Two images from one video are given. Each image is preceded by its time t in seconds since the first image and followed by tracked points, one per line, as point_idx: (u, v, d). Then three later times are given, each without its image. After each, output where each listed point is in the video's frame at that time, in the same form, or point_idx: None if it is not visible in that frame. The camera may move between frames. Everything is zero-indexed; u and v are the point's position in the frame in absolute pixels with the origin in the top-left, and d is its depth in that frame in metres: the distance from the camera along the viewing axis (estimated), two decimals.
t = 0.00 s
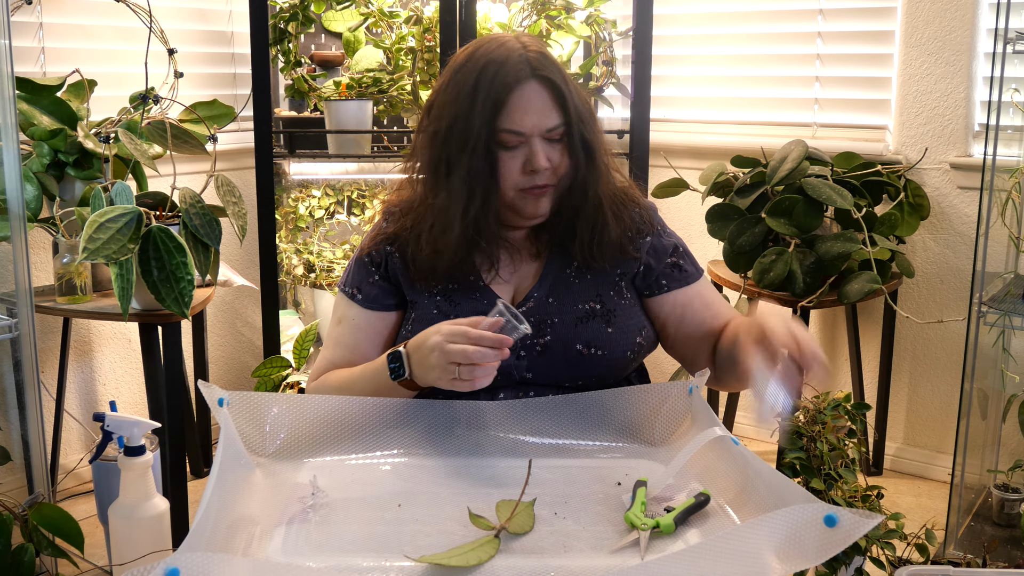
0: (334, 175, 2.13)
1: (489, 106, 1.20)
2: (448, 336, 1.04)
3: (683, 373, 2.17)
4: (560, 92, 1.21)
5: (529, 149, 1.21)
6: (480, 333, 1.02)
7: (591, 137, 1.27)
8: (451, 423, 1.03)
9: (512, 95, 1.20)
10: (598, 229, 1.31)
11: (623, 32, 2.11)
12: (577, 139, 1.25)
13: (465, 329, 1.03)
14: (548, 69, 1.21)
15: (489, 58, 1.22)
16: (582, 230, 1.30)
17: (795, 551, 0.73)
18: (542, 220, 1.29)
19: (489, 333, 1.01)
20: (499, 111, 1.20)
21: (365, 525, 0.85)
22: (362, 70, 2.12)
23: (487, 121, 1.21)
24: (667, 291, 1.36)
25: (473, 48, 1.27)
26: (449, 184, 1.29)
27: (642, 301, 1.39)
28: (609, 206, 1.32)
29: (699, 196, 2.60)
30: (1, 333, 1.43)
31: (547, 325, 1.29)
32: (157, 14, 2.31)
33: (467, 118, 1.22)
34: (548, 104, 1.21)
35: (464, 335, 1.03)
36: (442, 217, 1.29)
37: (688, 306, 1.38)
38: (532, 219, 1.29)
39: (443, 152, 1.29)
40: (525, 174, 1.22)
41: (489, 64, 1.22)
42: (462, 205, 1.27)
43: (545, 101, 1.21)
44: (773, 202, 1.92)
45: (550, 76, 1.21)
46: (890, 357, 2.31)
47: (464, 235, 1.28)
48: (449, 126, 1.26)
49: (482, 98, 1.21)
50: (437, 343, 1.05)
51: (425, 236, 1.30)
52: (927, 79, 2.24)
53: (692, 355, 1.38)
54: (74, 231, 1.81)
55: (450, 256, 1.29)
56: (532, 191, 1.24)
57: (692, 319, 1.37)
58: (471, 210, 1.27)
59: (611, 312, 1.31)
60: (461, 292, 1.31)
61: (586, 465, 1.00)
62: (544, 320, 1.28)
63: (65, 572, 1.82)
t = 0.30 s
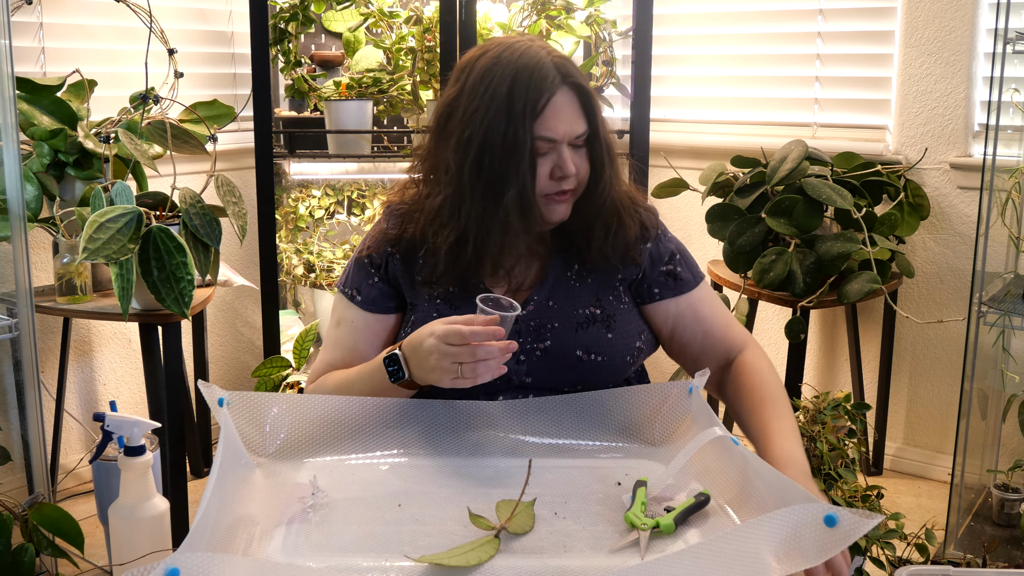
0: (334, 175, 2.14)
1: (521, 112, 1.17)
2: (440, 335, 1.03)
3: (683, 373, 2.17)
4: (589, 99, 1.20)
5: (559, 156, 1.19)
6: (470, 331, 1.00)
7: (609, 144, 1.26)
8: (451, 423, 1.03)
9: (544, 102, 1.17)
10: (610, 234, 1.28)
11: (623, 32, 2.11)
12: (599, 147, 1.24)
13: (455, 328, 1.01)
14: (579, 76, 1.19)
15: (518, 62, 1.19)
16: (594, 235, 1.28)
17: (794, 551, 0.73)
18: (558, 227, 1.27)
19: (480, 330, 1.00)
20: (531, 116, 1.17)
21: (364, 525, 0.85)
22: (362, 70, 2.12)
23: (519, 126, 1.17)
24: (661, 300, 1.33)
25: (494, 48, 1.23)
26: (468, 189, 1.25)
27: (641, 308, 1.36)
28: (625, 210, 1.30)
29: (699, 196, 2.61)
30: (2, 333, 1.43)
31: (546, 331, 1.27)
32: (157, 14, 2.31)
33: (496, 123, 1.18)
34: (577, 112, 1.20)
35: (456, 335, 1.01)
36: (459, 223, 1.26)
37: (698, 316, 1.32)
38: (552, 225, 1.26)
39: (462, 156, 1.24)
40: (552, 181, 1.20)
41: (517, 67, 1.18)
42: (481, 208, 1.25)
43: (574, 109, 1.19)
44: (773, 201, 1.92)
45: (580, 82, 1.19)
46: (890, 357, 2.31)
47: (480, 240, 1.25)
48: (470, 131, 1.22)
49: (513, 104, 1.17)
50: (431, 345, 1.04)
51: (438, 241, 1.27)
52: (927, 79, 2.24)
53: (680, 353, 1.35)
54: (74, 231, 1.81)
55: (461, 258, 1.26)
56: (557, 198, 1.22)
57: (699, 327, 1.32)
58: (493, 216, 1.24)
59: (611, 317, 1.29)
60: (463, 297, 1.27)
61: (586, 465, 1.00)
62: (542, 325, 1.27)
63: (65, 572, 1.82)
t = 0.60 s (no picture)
0: (334, 175, 2.14)
1: (541, 111, 1.17)
2: (443, 338, 1.03)
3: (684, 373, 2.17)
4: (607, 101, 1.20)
5: (576, 156, 1.19)
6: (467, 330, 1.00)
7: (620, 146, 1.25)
8: (452, 423, 1.03)
9: (564, 102, 1.17)
10: (621, 236, 1.28)
11: (623, 32, 2.11)
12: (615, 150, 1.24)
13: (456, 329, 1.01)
14: (598, 77, 1.19)
15: (537, 61, 1.19)
16: (605, 238, 1.28)
17: (794, 551, 0.73)
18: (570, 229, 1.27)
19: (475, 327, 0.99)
20: (551, 116, 1.17)
21: (364, 525, 0.84)
22: (362, 69, 2.12)
23: (539, 126, 1.17)
24: (662, 308, 1.32)
25: (512, 47, 1.22)
26: (483, 188, 1.24)
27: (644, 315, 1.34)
28: (637, 213, 1.30)
29: (699, 196, 2.61)
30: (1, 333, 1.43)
31: (550, 337, 1.25)
32: (157, 14, 2.31)
33: (515, 122, 1.18)
34: (595, 113, 1.20)
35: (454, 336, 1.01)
36: (472, 222, 1.26)
37: (698, 328, 1.31)
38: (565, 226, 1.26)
39: (478, 155, 1.24)
40: (569, 181, 1.20)
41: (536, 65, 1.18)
42: (497, 208, 1.25)
43: (592, 109, 1.19)
44: (773, 202, 1.92)
45: (599, 83, 1.19)
46: (890, 357, 2.31)
47: (492, 240, 1.25)
48: (487, 130, 1.22)
49: (533, 102, 1.17)
50: (433, 347, 1.04)
51: (450, 241, 1.26)
52: (927, 79, 2.24)
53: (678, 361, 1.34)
54: (74, 231, 1.81)
55: (470, 259, 1.25)
56: (572, 198, 1.22)
57: (700, 339, 1.30)
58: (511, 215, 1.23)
59: (615, 324, 1.27)
60: (466, 298, 1.26)
61: (586, 465, 1.00)
62: (546, 331, 1.25)
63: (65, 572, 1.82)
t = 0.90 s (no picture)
0: (334, 174, 2.14)
1: (558, 113, 1.16)
2: (455, 335, 1.03)
3: (684, 373, 2.17)
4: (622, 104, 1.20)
5: (592, 158, 1.19)
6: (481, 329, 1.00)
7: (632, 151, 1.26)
8: (453, 424, 1.03)
9: (581, 104, 1.17)
10: (632, 239, 1.28)
11: (623, 32, 2.12)
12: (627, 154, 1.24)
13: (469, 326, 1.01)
14: (614, 80, 1.20)
15: (554, 63, 1.18)
16: (617, 241, 1.27)
17: (794, 551, 0.73)
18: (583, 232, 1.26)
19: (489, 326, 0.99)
20: (568, 117, 1.17)
21: (365, 525, 0.85)
22: (362, 69, 2.09)
23: (556, 127, 1.17)
24: (680, 307, 1.31)
25: (528, 48, 1.22)
26: (498, 189, 1.23)
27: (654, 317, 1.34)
28: (650, 217, 1.30)
29: (699, 196, 2.61)
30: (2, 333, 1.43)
31: (560, 339, 1.25)
32: (157, 14, 2.31)
33: (532, 123, 1.18)
34: (610, 115, 1.20)
35: (467, 333, 1.01)
36: (486, 222, 1.24)
37: (714, 321, 1.30)
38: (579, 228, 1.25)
39: (494, 156, 1.23)
40: (584, 182, 1.20)
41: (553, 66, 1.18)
42: (512, 208, 1.24)
43: (608, 112, 1.19)
44: (773, 202, 1.92)
45: (616, 86, 1.20)
46: (890, 357, 2.31)
47: (507, 241, 1.24)
48: (502, 131, 1.21)
49: (551, 103, 1.17)
50: (446, 344, 1.04)
51: (463, 242, 1.25)
52: (927, 79, 2.24)
53: (693, 357, 1.33)
54: (74, 231, 1.81)
55: (482, 259, 1.25)
56: (586, 200, 1.22)
57: (716, 331, 1.30)
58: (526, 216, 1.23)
59: (626, 327, 1.27)
60: (476, 299, 1.26)
61: (586, 465, 1.00)
62: (556, 333, 1.25)
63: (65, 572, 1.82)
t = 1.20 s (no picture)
0: (334, 175, 2.15)
1: (594, 116, 1.11)
2: (458, 317, 1.00)
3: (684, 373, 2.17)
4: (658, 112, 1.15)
5: (625, 164, 1.12)
6: (483, 305, 0.97)
7: (664, 162, 1.20)
8: (452, 423, 1.03)
9: (617, 108, 1.12)
10: (660, 250, 1.22)
11: (623, 32, 2.11)
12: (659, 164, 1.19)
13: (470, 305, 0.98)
14: (652, 87, 1.14)
15: (592, 66, 1.14)
16: (645, 252, 1.22)
17: (794, 551, 0.73)
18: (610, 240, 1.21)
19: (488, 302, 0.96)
20: (604, 121, 1.11)
21: (365, 525, 0.84)
22: (362, 70, 2.08)
23: (591, 130, 1.11)
24: (700, 322, 1.22)
25: (567, 51, 1.18)
26: (528, 191, 1.18)
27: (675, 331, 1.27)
28: (680, 231, 1.24)
29: (699, 196, 2.61)
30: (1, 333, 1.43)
31: (571, 352, 1.19)
32: (157, 13, 2.31)
33: (566, 124, 1.12)
34: (646, 122, 1.14)
35: (468, 312, 0.98)
36: (515, 224, 1.19)
37: (745, 332, 1.19)
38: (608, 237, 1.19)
39: (526, 157, 1.18)
40: (616, 190, 1.13)
41: (591, 69, 1.14)
42: (542, 211, 1.18)
43: (643, 118, 1.14)
44: (773, 202, 1.93)
45: (652, 93, 1.15)
46: (890, 357, 2.31)
47: (535, 245, 1.19)
48: (537, 132, 1.16)
49: (586, 106, 1.11)
50: (446, 329, 1.01)
51: (491, 243, 1.21)
52: (927, 79, 2.24)
53: (723, 373, 1.19)
54: (74, 231, 1.81)
55: (508, 264, 1.20)
56: (616, 208, 1.15)
57: (748, 342, 1.17)
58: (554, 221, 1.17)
59: (639, 346, 1.21)
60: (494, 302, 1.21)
61: (585, 465, 1.00)
62: (568, 346, 1.19)
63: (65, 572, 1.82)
